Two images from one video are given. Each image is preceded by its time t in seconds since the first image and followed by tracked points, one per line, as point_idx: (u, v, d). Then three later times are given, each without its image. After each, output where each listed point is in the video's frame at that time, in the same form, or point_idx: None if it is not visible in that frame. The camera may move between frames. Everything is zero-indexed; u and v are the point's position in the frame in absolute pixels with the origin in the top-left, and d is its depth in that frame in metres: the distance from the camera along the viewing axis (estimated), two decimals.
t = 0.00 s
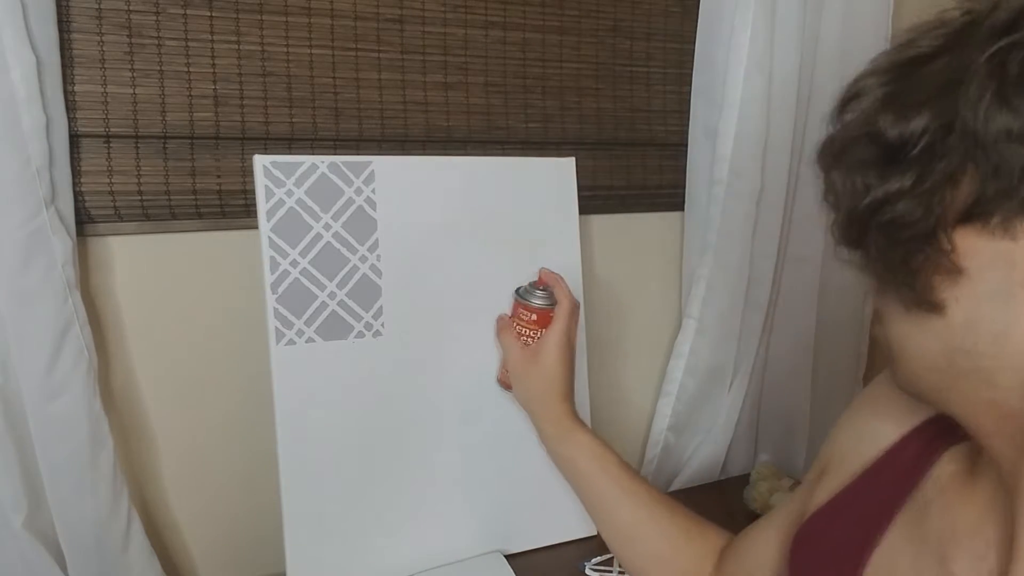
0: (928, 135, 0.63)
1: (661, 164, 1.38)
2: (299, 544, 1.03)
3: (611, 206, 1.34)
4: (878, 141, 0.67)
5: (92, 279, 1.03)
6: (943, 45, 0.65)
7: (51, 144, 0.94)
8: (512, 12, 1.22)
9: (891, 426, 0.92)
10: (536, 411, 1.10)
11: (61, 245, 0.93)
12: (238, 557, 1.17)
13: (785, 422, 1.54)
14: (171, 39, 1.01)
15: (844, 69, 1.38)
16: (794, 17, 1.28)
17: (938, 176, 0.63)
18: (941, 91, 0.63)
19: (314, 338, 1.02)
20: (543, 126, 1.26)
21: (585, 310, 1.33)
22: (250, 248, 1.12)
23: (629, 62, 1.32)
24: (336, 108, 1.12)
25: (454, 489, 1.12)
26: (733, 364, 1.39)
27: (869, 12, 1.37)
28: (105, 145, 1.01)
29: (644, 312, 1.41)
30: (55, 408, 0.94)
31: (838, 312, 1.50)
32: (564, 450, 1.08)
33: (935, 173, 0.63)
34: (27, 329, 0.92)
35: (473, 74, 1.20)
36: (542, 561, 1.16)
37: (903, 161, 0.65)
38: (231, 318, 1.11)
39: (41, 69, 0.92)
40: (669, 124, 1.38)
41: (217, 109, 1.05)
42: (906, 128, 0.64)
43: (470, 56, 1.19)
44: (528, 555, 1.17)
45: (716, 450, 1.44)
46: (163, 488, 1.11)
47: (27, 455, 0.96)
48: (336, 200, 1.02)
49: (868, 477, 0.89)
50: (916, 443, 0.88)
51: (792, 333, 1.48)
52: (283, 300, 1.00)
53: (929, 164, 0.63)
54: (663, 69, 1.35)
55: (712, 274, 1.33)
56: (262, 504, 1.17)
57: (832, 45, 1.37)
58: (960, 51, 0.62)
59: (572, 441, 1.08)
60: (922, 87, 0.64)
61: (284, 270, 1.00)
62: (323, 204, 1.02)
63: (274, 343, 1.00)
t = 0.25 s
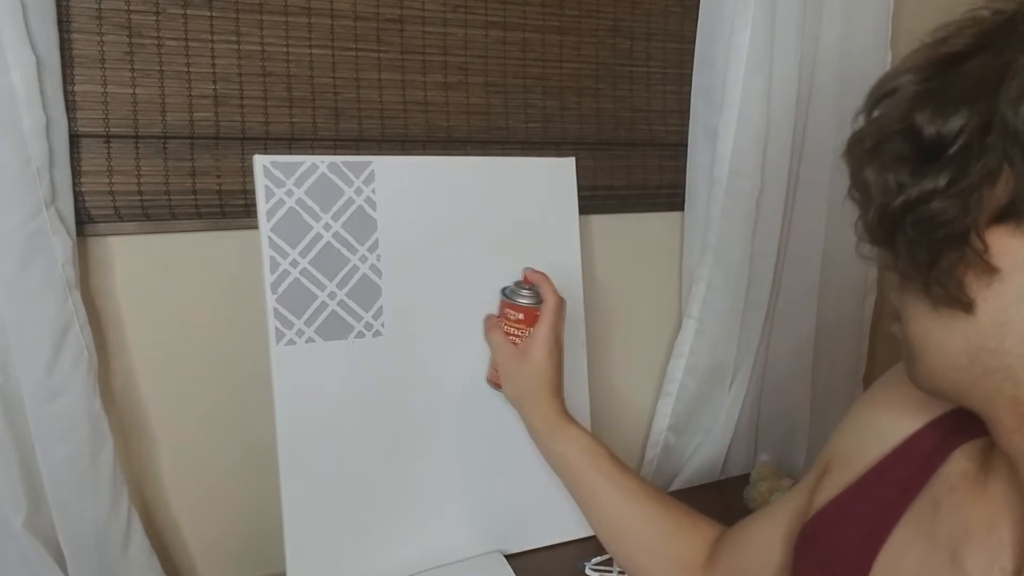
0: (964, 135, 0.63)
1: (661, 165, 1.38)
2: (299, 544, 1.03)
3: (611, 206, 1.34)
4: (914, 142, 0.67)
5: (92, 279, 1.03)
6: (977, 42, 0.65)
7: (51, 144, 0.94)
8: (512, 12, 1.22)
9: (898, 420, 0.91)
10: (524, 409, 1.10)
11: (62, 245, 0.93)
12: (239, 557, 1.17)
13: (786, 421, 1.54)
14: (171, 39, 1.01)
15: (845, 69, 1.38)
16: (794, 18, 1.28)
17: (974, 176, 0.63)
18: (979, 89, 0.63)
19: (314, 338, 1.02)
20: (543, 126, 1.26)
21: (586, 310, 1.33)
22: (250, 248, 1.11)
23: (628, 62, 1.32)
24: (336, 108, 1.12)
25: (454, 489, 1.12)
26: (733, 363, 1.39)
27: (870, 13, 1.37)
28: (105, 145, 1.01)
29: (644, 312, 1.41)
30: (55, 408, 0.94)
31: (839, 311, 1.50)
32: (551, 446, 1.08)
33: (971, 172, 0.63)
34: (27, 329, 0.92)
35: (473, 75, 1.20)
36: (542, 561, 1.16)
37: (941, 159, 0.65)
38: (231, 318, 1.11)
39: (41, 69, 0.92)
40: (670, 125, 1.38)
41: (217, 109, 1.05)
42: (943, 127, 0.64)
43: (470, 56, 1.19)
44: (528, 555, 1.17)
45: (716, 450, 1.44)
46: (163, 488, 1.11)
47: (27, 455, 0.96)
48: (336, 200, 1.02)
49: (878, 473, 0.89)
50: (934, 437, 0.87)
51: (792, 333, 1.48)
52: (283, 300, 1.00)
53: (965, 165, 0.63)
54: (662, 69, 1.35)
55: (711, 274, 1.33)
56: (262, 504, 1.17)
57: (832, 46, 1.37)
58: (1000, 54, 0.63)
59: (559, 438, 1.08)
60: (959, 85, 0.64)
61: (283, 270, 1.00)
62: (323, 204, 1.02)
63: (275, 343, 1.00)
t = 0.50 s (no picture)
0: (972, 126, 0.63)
1: (660, 164, 1.38)
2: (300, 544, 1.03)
3: (611, 206, 1.34)
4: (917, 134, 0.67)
5: (92, 279, 1.03)
6: (976, 38, 0.65)
7: (50, 144, 0.94)
8: (512, 12, 1.22)
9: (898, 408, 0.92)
10: (511, 404, 1.09)
11: (61, 244, 0.93)
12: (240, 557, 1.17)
13: (786, 418, 1.53)
14: (171, 40, 1.01)
15: (845, 69, 1.38)
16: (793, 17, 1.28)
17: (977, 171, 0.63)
18: (979, 84, 0.63)
19: (314, 338, 1.02)
20: (543, 126, 1.26)
21: (586, 310, 1.33)
22: (250, 248, 1.11)
23: (629, 62, 1.32)
24: (336, 108, 1.12)
25: (454, 489, 1.12)
26: (733, 363, 1.39)
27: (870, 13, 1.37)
28: (105, 145, 1.01)
29: (644, 312, 1.41)
30: (55, 407, 0.94)
31: (837, 310, 1.51)
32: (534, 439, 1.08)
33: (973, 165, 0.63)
34: (27, 329, 0.92)
35: (473, 75, 1.20)
36: (542, 561, 1.16)
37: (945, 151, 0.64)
38: (231, 318, 1.11)
39: (41, 69, 0.92)
40: (670, 124, 1.38)
41: (217, 109, 1.05)
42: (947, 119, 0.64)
43: (470, 56, 1.19)
44: (528, 555, 1.17)
45: (716, 450, 1.44)
46: (163, 488, 1.11)
47: (27, 454, 0.96)
48: (336, 200, 1.02)
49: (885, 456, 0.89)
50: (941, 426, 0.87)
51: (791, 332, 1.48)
52: (283, 300, 1.00)
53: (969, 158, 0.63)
54: (662, 69, 1.35)
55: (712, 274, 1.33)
56: (263, 504, 1.17)
57: (832, 46, 1.37)
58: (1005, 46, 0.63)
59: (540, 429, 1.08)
60: (959, 81, 0.64)
61: (283, 270, 1.00)
62: (323, 204, 1.02)
63: (275, 343, 1.00)
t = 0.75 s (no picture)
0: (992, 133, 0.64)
1: (660, 164, 1.38)
2: (300, 544, 1.03)
3: (611, 206, 1.34)
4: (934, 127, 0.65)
5: (92, 279, 1.03)
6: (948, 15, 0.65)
7: (50, 144, 0.95)
8: (512, 12, 1.22)
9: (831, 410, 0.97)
10: (616, 373, 1.16)
11: (61, 244, 0.94)
12: (241, 559, 1.16)
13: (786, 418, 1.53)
14: (171, 39, 1.02)
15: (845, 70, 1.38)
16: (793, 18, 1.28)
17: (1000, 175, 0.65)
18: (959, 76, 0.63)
19: (314, 338, 1.02)
20: (543, 126, 1.26)
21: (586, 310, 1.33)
22: (250, 248, 1.11)
23: (628, 62, 1.32)
24: (336, 108, 1.12)
25: (455, 489, 1.12)
26: (733, 363, 1.39)
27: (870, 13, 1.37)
28: (105, 145, 1.01)
29: (644, 312, 1.41)
30: (55, 407, 0.94)
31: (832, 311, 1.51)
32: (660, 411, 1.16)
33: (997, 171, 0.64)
34: (27, 329, 0.92)
35: (473, 74, 1.20)
36: (543, 561, 1.16)
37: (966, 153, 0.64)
38: (231, 319, 1.11)
39: (41, 69, 0.92)
40: (670, 125, 1.38)
41: (217, 109, 1.05)
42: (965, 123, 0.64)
43: (470, 56, 1.19)
44: (528, 555, 1.17)
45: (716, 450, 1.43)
46: (162, 489, 1.11)
47: (27, 454, 0.96)
48: (336, 200, 1.02)
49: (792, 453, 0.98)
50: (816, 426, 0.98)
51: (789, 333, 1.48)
52: (283, 300, 1.00)
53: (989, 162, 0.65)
54: (662, 69, 1.35)
55: (712, 273, 1.33)
56: (263, 505, 1.17)
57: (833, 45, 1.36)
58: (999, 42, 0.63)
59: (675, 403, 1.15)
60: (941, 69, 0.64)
61: (283, 270, 1.00)
62: (323, 204, 1.02)
63: (275, 343, 1.00)
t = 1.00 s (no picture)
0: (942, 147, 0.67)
1: (660, 164, 1.38)
2: (300, 544, 1.03)
3: (611, 206, 1.34)
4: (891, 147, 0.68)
5: (92, 279, 1.03)
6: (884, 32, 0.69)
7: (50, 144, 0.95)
8: (512, 12, 1.22)
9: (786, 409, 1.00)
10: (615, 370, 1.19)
11: (61, 244, 0.93)
12: (241, 559, 1.16)
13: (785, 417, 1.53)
14: (170, 39, 1.02)
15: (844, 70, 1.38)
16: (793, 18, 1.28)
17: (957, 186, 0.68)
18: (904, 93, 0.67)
19: (314, 338, 1.02)
20: (543, 126, 1.26)
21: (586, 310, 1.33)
22: (251, 249, 1.11)
23: (628, 62, 1.32)
24: (336, 108, 1.12)
25: (455, 489, 1.12)
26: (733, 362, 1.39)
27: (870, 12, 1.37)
28: (105, 145, 1.01)
29: (645, 312, 1.41)
30: (55, 407, 0.94)
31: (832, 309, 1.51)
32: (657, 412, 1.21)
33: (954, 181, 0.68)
34: (27, 329, 0.92)
35: (473, 74, 1.20)
36: (543, 561, 1.16)
37: (912, 170, 0.67)
38: (231, 319, 1.11)
39: (41, 69, 0.92)
40: (669, 125, 1.38)
41: (217, 109, 1.05)
42: (912, 144, 0.67)
43: (470, 56, 1.19)
44: (528, 555, 1.17)
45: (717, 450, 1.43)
46: (162, 489, 1.11)
47: (27, 454, 0.96)
48: (336, 200, 1.02)
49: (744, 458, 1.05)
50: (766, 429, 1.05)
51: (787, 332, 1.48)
52: (283, 300, 1.00)
53: (948, 173, 0.68)
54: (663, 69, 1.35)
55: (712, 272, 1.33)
56: (263, 505, 1.17)
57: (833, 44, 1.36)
58: (935, 59, 0.66)
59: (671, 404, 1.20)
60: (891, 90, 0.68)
61: (283, 270, 1.00)
62: (323, 204, 1.02)
63: (275, 343, 1.00)
